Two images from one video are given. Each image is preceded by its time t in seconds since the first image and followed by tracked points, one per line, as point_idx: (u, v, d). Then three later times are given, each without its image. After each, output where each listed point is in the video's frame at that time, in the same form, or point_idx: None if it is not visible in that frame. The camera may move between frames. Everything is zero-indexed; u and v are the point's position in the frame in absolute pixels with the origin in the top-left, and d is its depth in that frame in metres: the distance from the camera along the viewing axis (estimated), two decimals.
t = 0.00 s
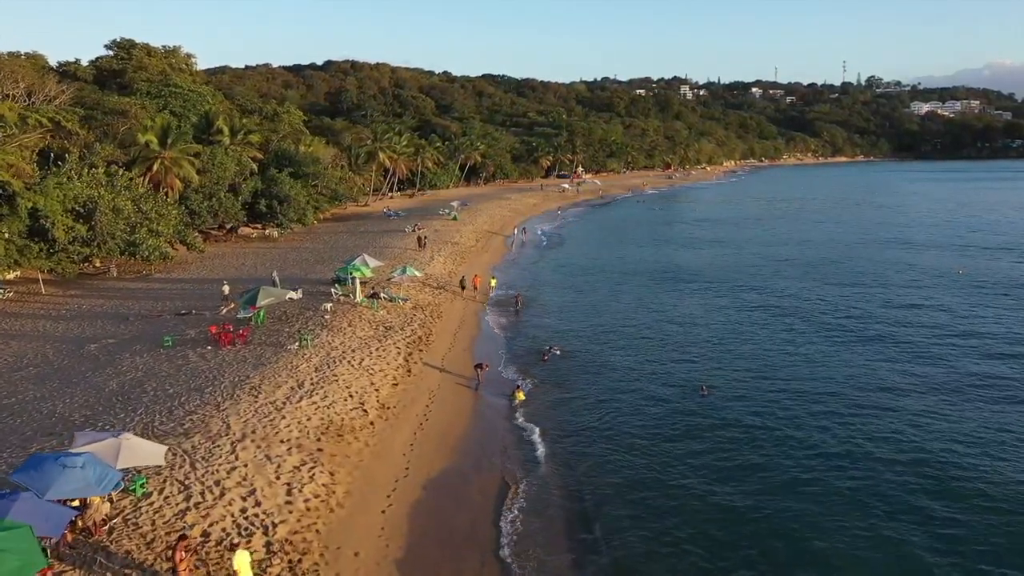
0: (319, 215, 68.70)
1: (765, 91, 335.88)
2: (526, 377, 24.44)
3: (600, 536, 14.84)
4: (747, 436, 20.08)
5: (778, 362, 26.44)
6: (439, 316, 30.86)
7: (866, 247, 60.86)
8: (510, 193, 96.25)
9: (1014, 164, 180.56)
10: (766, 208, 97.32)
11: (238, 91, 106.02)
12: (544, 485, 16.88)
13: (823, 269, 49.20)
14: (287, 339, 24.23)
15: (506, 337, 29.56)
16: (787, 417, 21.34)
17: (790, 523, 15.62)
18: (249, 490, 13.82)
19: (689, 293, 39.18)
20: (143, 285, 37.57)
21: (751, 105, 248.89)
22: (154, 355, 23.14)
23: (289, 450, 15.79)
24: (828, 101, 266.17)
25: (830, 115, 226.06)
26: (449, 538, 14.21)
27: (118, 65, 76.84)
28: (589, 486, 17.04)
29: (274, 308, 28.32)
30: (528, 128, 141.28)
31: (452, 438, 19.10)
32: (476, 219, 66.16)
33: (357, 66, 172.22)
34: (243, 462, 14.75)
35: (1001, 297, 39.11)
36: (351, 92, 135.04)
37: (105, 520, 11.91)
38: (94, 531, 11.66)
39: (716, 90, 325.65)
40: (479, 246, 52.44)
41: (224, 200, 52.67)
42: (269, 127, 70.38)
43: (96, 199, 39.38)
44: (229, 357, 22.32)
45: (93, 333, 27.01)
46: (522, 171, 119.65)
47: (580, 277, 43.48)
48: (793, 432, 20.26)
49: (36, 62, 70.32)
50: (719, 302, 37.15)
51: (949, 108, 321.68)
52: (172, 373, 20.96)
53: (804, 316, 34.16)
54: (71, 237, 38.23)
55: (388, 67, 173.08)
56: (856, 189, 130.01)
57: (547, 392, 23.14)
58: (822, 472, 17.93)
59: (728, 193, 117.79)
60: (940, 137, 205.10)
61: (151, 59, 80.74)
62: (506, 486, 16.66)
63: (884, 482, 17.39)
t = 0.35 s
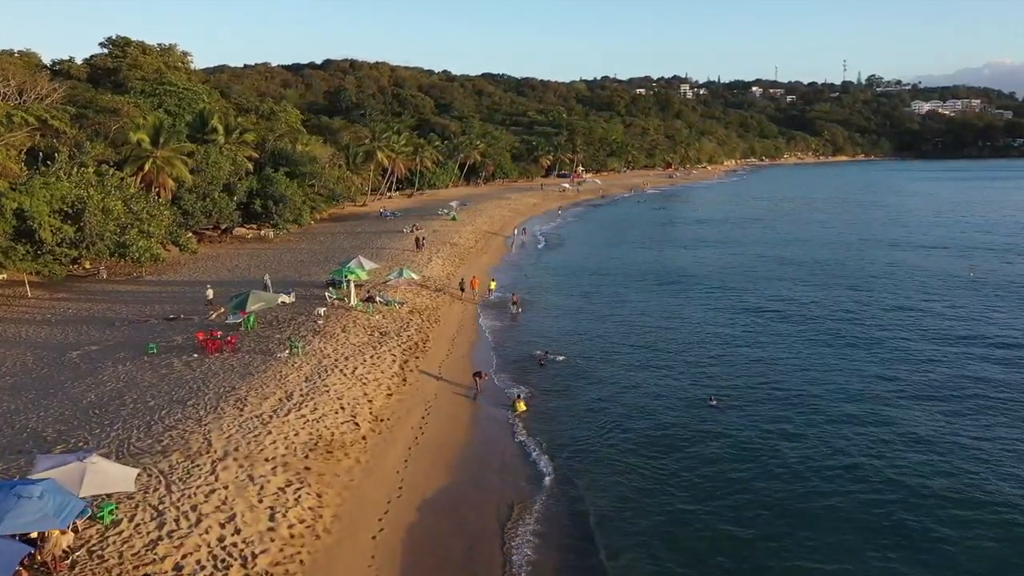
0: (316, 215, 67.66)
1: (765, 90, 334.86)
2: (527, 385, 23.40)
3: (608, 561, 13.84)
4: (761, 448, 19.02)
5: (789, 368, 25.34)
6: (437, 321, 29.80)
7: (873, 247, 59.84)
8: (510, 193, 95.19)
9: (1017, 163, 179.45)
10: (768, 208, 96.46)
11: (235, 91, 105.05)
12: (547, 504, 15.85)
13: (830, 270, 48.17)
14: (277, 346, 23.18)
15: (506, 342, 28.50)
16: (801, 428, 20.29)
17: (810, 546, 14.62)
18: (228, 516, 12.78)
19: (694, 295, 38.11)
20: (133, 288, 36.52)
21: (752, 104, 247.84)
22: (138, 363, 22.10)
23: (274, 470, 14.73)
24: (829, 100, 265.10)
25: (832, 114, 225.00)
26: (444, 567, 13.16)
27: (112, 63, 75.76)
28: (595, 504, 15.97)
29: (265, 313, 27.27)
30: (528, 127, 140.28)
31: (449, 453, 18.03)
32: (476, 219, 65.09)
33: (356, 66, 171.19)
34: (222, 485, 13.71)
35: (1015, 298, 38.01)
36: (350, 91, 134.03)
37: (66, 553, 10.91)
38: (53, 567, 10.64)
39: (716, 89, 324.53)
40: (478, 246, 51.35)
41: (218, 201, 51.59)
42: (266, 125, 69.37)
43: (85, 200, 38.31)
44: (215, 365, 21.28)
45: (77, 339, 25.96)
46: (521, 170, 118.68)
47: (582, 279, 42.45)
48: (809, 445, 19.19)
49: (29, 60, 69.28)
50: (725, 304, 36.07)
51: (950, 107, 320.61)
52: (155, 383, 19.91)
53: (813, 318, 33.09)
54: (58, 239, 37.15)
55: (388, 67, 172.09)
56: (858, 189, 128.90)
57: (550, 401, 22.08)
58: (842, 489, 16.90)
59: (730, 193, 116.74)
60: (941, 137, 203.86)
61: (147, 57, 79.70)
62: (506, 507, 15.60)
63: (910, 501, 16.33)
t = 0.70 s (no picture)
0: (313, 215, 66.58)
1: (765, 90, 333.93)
2: (528, 394, 22.35)
3: None
4: (775, 465, 17.97)
5: (801, 377, 24.26)
6: (434, 326, 28.75)
7: (878, 248, 58.82)
8: (510, 192, 94.09)
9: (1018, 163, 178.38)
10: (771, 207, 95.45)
11: (232, 89, 103.92)
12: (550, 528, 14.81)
13: (837, 270, 47.15)
14: (265, 355, 22.12)
15: (506, 347, 27.45)
16: (818, 442, 19.23)
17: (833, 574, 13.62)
18: (203, 549, 11.74)
19: (699, 298, 37.04)
20: (122, 291, 35.42)
21: (753, 103, 246.78)
22: (120, 373, 21.05)
23: (256, 494, 13.69)
24: (829, 99, 264.00)
25: (832, 114, 223.98)
26: None
27: (106, 61, 74.71)
28: (601, 528, 14.94)
29: (255, 319, 26.22)
30: (528, 126, 139.22)
31: (445, 471, 16.98)
32: (475, 219, 64.08)
33: (355, 65, 170.06)
34: (199, 513, 12.66)
35: None
36: (349, 90, 132.96)
37: None
38: None
39: (717, 89, 323.45)
40: (477, 247, 50.26)
41: (212, 201, 50.53)
42: (262, 124, 68.31)
43: (73, 200, 37.24)
44: (200, 376, 20.22)
45: (59, 346, 24.87)
46: (521, 170, 117.61)
47: (584, 282, 41.38)
48: (826, 461, 18.14)
49: (21, 58, 68.15)
50: (732, 307, 34.99)
51: (950, 106, 319.84)
52: (135, 395, 18.84)
53: (823, 322, 31.99)
54: (44, 241, 36.08)
55: (387, 66, 170.96)
56: (860, 189, 127.78)
57: (552, 412, 21.04)
58: (864, 510, 15.87)
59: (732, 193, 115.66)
60: (942, 136, 202.62)
61: (141, 55, 78.57)
62: (506, 533, 14.56)
63: (937, 523, 15.29)
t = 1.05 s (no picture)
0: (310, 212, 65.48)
1: (765, 85, 332.55)
2: (529, 402, 21.30)
3: None
4: (793, 479, 16.89)
5: (815, 382, 23.19)
6: (431, 328, 27.71)
7: (885, 245, 57.77)
8: (510, 189, 92.95)
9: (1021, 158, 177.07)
10: (772, 204, 94.42)
11: (229, 84, 102.72)
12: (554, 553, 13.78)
13: (844, 268, 46.09)
14: (253, 361, 21.08)
15: (506, 351, 26.40)
16: (836, 453, 18.17)
17: None
18: None
19: (705, 297, 35.95)
20: (111, 292, 34.35)
21: (754, 98, 245.49)
22: (100, 381, 20.01)
23: (236, 519, 12.66)
24: (830, 94, 262.60)
25: (834, 109, 222.68)
26: None
27: (100, 55, 73.57)
28: (610, 553, 13.88)
29: (245, 323, 25.19)
30: (528, 121, 138.03)
31: (441, 488, 15.94)
32: (474, 216, 63.00)
33: (354, 61, 168.81)
34: (172, 541, 11.64)
35: None
36: (348, 85, 131.74)
37: None
38: None
39: (717, 83, 322.03)
40: (476, 245, 49.12)
41: (205, 197, 49.42)
42: (258, 120, 67.18)
43: (60, 197, 36.17)
44: (184, 384, 19.17)
45: (40, 351, 23.82)
46: (521, 166, 116.49)
47: (586, 281, 40.33)
48: (846, 476, 17.08)
49: (13, 53, 66.94)
50: (739, 307, 33.91)
51: (952, 101, 318.39)
52: (114, 406, 17.79)
53: (834, 321, 30.90)
54: (29, 240, 34.98)
55: (386, 62, 169.68)
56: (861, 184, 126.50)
57: (555, 420, 19.98)
58: (891, 532, 14.80)
59: (735, 189, 114.53)
60: (943, 131, 201.17)
61: (136, 49, 77.40)
62: (506, 557, 13.54)
63: (969, 546, 14.24)
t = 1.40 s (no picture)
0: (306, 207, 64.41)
1: (766, 77, 330.84)
2: (529, 408, 20.30)
3: None
4: (810, 494, 15.90)
5: (828, 386, 22.18)
6: (428, 329, 26.70)
7: (892, 240, 56.75)
8: (510, 182, 91.84)
9: None
10: (774, 198, 93.27)
11: (227, 77, 101.42)
12: None
13: (852, 264, 45.04)
14: (241, 366, 20.03)
15: (506, 353, 25.38)
16: (855, 466, 17.17)
17: None
18: None
19: (711, 295, 34.93)
20: (98, 290, 33.29)
21: (755, 91, 243.95)
22: (79, 387, 18.96)
23: (213, 546, 11.66)
24: (832, 86, 261.01)
25: (836, 101, 221.16)
26: None
27: (94, 47, 72.33)
28: None
29: (234, 324, 24.17)
30: (528, 114, 136.75)
31: (437, 505, 14.93)
32: (474, 210, 61.95)
33: (353, 53, 167.33)
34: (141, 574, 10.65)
35: None
36: (346, 78, 130.39)
37: None
38: None
39: (718, 75, 320.26)
40: (475, 240, 48.04)
41: (199, 192, 48.39)
42: (254, 112, 66.05)
43: (47, 192, 35.10)
44: (166, 392, 18.13)
45: (20, 354, 22.80)
46: (521, 159, 115.35)
47: (588, 278, 39.31)
48: (867, 491, 16.09)
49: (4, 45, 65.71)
50: (745, 305, 32.90)
51: (954, 93, 316.72)
52: (90, 415, 16.75)
53: (845, 321, 29.89)
54: (14, 236, 33.91)
55: (385, 54, 168.21)
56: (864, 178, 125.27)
57: (557, 427, 18.97)
58: (919, 555, 13.82)
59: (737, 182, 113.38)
60: (945, 123, 199.66)
61: (130, 41, 76.16)
62: None
63: (1004, 570, 13.30)
